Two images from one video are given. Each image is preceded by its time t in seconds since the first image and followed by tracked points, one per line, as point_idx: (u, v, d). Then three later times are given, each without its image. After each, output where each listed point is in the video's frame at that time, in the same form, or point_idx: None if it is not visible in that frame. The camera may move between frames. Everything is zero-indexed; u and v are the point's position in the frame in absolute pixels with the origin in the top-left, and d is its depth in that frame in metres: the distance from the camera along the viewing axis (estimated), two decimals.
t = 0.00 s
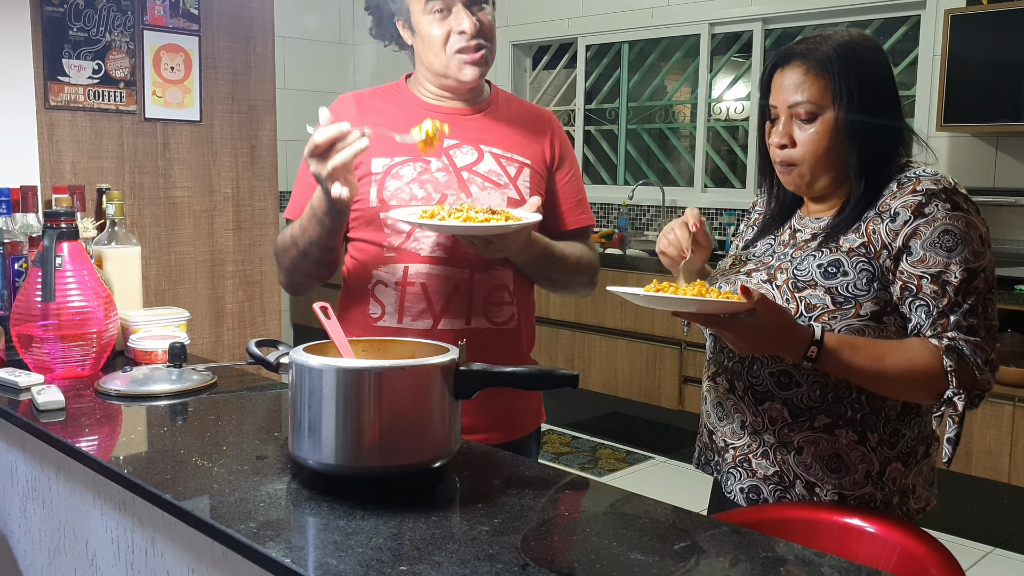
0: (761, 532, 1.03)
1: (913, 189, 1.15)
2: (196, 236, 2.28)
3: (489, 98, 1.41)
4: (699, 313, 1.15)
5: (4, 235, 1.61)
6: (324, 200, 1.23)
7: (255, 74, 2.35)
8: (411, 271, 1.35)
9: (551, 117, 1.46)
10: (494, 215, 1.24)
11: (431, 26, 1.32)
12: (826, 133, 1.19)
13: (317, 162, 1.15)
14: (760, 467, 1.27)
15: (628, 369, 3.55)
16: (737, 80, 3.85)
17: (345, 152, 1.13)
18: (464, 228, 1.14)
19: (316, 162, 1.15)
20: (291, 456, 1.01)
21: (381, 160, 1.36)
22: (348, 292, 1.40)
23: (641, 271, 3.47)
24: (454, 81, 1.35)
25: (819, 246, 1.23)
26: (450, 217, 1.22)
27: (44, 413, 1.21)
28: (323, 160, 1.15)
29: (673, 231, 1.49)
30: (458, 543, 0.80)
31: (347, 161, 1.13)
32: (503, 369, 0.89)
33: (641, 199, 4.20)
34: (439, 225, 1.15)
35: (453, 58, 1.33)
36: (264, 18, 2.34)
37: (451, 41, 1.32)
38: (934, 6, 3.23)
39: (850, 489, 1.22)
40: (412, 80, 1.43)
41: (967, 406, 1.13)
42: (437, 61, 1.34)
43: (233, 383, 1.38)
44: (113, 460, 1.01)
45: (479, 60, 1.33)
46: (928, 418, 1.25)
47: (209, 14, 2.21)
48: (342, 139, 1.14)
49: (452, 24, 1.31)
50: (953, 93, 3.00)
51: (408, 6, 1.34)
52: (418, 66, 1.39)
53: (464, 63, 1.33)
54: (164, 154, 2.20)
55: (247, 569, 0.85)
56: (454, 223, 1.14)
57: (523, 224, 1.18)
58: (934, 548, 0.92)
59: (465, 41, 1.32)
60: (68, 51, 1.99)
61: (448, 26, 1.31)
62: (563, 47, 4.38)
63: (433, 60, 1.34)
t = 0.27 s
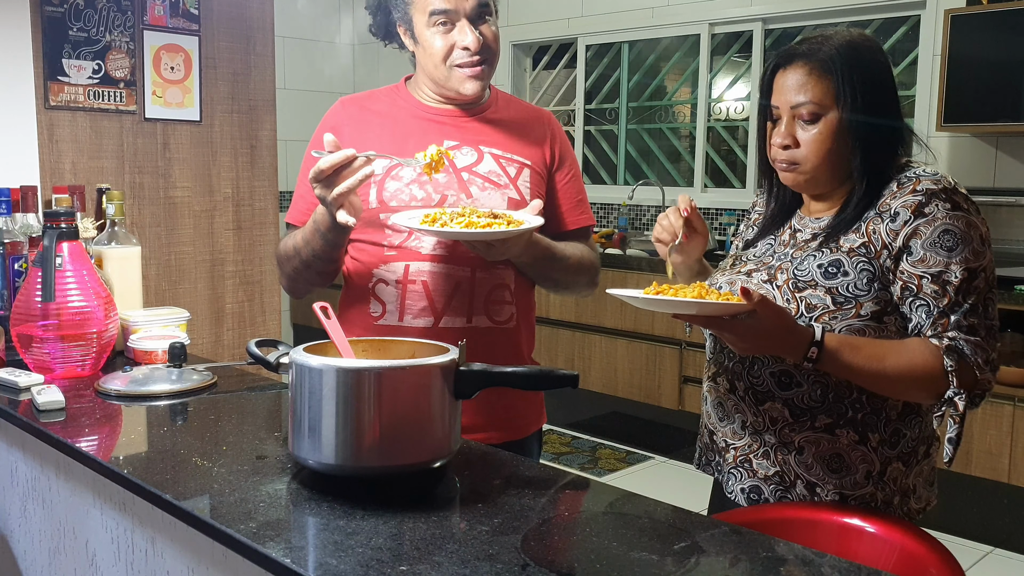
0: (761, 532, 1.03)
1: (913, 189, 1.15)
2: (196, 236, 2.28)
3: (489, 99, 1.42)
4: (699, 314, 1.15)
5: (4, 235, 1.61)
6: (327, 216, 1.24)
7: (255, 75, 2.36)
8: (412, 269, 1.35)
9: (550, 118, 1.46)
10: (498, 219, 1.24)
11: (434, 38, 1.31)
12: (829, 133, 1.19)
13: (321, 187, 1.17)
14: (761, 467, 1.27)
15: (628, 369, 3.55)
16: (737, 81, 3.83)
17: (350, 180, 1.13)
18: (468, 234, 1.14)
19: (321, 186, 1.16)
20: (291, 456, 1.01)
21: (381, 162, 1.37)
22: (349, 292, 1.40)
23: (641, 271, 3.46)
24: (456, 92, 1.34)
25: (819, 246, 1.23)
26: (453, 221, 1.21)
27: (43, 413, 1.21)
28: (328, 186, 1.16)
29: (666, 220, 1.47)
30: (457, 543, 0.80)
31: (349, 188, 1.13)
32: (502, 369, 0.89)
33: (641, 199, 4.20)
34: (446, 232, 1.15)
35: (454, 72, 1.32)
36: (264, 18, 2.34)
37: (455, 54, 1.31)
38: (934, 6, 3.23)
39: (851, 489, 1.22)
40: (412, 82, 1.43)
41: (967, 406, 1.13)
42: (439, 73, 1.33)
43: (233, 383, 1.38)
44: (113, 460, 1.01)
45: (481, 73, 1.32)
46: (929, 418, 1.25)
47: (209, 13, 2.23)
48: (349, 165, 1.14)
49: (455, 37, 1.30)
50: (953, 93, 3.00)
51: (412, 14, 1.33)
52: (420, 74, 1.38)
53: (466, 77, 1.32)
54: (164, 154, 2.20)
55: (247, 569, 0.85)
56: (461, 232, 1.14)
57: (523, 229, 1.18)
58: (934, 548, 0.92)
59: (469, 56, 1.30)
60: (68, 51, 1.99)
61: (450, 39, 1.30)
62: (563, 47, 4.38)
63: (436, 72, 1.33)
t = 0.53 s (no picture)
0: (761, 532, 1.03)
1: (915, 189, 1.15)
2: (196, 236, 2.27)
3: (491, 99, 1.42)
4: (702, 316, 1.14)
5: (4, 235, 1.61)
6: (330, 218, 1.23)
7: (255, 75, 2.36)
8: (410, 273, 1.35)
9: (551, 119, 1.46)
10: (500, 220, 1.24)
11: (433, 40, 1.31)
12: (820, 134, 1.20)
13: (328, 191, 1.16)
14: (761, 467, 1.27)
15: (628, 369, 3.55)
16: (737, 80, 3.84)
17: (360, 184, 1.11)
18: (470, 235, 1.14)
19: (328, 191, 1.16)
20: (291, 456, 1.01)
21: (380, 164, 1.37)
22: (348, 292, 1.40)
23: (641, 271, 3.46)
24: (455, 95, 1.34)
25: (820, 247, 1.23)
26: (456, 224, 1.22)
27: (44, 412, 1.21)
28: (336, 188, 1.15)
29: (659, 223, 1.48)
30: (457, 543, 0.80)
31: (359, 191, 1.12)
32: (503, 369, 0.89)
33: (641, 199, 4.20)
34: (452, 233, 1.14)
35: (452, 76, 1.32)
36: (264, 18, 2.34)
37: (454, 57, 1.31)
38: (933, 6, 3.23)
39: (851, 489, 1.22)
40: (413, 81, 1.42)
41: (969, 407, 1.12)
42: (439, 74, 1.33)
43: (233, 383, 1.38)
44: (113, 460, 1.01)
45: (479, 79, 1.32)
46: (929, 418, 1.25)
47: (210, 13, 2.23)
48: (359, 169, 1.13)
49: (454, 40, 1.30)
50: (953, 93, 3.00)
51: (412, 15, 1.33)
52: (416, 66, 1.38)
53: (465, 82, 1.32)
54: (164, 154, 2.20)
55: (247, 569, 0.85)
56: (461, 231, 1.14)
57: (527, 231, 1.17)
58: (935, 548, 0.92)
59: (468, 60, 1.30)
60: (68, 51, 1.99)
61: (449, 42, 1.30)
62: (563, 47, 4.39)
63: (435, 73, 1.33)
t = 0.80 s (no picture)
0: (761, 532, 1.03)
1: (915, 190, 1.15)
2: (196, 236, 2.27)
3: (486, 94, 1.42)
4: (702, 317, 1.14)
5: (4, 235, 1.61)
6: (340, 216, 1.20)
7: (255, 75, 2.36)
8: (408, 269, 1.35)
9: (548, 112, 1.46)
10: (501, 220, 1.25)
11: (420, 14, 1.34)
12: (813, 132, 1.21)
13: (351, 190, 1.13)
14: (760, 468, 1.27)
15: (628, 369, 3.55)
16: (737, 80, 3.85)
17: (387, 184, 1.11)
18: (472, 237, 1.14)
19: (350, 190, 1.13)
20: (291, 456, 1.01)
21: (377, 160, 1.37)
22: (345, 290, 1.40)
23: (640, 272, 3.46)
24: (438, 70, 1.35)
25: (820, 247, 1.23)
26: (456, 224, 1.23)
27: (43, 413, 1.21)
28: (358, 190, 1.12)
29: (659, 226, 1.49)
30: (458, 543, 0.80)
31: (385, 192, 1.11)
32: (503, 370, 0.89)
33: (641, 199, 4.20)
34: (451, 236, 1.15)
35: (438, 46, 1.34)
36: (264, 18, 2.34)
37: (439, 28, 1.33)
38: (934, 6, 3.23)
39: (850, 489, 1.22)
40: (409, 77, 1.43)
41: (969, 409, 1.12)
42: (423, 49, 1.36)
43: (233, 383, 1.38)
44: (113, 460, 1.01)
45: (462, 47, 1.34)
46: (929, 419, 1.25)
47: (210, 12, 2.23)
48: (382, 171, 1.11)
49: (439, 11, 1.32)
50: (953, 93, 3.00)
51: None
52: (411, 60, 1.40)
53: (449, 50, 1.34)
54: (164, 154, 2.20)
55: (247, 569, 0.85)
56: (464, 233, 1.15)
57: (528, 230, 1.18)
58: (935, 548, 0.92)
59: (452, 27, 1.32)
60: (68, 51, 1.98)
61: (435, 14, 1.33)
62: (563, 47, 4.39)
63: (421, 48, 1.36)
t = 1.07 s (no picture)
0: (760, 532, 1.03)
1: (914, 190, 1.15)
2: (196, 236, 2.27)
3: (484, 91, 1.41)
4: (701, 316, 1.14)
5: (4, 235, 1.61)
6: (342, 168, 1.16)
7: (255, 75, 2.36)
8: (404, 270, 1.35)
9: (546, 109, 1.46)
10: (501, 208, 1.26)
11: None
12: (813, 130, 1.20)
13: (360, 124, 1.09)
14: (760, 468, 1.28)
15: (628, 369, 3.55)
16: (737, 80, 3.84)
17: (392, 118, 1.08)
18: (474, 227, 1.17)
19: (359, 123, 1.09)
20: (291, 457, 1.01)
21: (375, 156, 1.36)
22: (342, 290, 1.39)
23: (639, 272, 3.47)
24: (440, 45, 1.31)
25: (819, 246, 1.23)
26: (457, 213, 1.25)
27: (43, 413, 1.21)
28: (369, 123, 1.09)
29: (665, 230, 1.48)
30: (458, 543, 0.80)
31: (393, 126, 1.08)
32: (503, 369, 0.89)
33: (641, 199, 4.20)
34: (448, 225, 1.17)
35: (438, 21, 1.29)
36: (264, 19, 2.34)
37: None
38: (934, 6, 3.23)
39: (850, 489, 1.22)
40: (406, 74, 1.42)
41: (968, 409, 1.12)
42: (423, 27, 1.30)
43: (233, 383, 1.38)
44: (113, 460, 1.01)
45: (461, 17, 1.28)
46: (929, 418, 1.25)
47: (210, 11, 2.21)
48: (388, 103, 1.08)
49: None
50: (953, 93, 3.00)
51: None
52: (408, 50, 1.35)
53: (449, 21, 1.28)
54: (164, 154, 2.21)
55: (247, 569, 0.85)
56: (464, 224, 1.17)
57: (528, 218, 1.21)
58: (935, 548, 0.92)
59: None
60: (68, 51, 2.00)
61: None
62: (563, 47, 4.39)
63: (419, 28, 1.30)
